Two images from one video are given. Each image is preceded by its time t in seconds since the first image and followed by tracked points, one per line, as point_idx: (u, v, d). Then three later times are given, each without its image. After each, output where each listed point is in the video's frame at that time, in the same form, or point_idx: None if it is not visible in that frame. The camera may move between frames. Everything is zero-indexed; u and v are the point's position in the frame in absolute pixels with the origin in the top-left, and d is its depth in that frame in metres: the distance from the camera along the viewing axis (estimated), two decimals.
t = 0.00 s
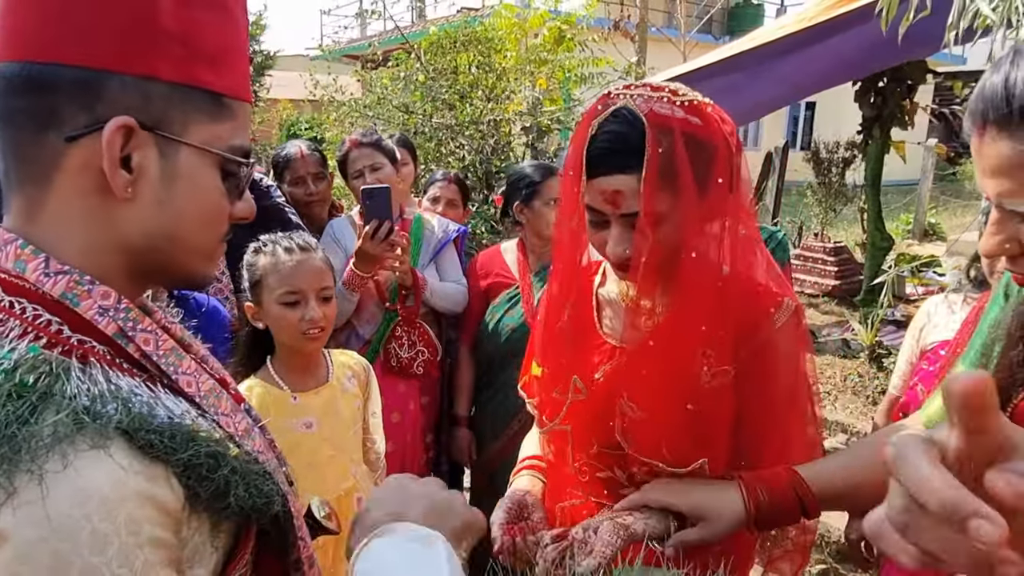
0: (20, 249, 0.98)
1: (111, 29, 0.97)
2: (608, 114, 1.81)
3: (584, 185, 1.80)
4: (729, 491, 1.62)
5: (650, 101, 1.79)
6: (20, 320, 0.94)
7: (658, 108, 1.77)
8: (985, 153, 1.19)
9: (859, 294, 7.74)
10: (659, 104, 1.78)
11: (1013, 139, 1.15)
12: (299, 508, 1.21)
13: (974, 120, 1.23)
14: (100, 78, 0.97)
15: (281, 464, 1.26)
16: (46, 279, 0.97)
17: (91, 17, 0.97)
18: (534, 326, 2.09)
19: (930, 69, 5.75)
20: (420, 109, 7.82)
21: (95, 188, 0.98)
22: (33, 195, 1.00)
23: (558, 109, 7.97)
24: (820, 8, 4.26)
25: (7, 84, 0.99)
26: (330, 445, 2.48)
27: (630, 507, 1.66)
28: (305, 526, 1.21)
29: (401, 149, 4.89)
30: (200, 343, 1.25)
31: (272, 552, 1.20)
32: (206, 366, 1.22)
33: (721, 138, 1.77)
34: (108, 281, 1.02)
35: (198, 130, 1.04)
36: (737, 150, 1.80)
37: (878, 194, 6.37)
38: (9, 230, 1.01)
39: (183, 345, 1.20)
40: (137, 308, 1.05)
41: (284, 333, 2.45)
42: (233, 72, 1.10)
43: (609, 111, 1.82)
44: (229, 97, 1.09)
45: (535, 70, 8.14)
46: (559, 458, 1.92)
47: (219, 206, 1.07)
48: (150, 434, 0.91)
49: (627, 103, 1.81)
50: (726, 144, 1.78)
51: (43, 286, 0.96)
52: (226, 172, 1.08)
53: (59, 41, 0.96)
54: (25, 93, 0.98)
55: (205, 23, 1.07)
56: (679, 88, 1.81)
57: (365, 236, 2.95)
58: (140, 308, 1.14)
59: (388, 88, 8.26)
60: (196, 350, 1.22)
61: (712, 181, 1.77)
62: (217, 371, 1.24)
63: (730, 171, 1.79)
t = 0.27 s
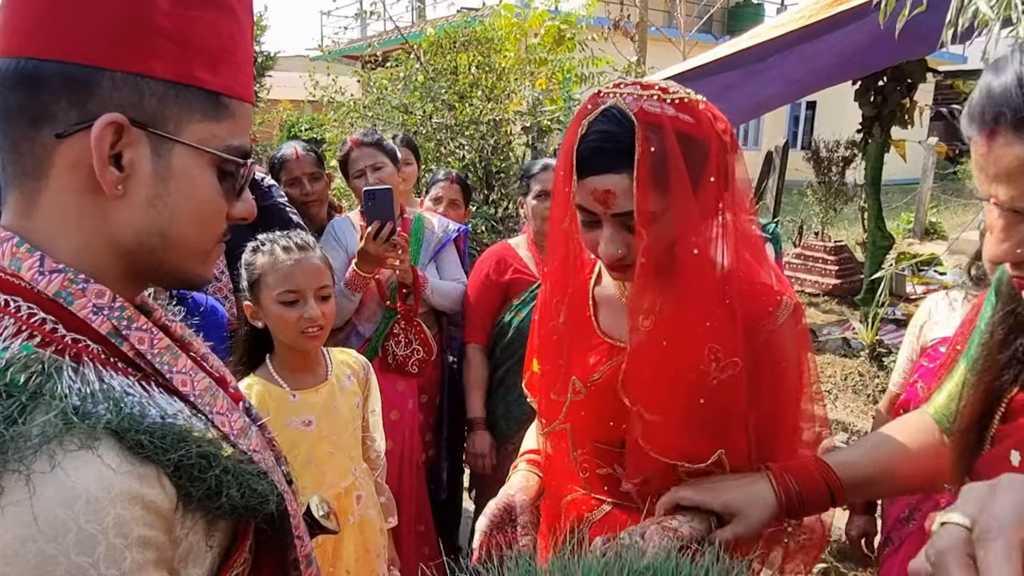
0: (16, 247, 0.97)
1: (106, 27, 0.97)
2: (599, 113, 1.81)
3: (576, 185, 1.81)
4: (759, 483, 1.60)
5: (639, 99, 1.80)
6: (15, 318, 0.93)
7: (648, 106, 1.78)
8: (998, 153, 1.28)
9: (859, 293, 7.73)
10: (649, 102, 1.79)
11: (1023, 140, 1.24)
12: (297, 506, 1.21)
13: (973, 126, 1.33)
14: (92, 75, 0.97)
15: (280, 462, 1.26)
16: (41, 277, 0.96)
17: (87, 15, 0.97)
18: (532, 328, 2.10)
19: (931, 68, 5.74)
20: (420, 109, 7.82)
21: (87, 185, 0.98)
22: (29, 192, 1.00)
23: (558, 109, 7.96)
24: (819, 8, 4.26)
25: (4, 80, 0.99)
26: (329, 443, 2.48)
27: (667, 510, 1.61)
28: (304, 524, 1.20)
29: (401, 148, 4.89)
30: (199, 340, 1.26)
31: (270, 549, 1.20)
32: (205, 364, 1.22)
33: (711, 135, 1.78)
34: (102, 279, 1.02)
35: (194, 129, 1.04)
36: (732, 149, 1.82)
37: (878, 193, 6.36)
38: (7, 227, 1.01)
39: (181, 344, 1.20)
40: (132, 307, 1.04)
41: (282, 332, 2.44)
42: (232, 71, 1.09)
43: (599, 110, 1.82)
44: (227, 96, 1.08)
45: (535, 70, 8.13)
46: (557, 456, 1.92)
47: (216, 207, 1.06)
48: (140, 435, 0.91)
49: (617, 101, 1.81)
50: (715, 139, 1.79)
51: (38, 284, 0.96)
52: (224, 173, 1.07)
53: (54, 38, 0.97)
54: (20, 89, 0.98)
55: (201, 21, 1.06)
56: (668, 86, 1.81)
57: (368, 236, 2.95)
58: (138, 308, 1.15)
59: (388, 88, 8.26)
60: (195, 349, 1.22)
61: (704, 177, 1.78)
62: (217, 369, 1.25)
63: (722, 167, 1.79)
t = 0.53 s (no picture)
0: (22, 243, 0.98)
1: (110, 24, 0.98)
2: (610, 99, 1.82)
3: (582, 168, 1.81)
4: (790, 473, 1.60)
5: (652, 87, 1.82)
6: (21, 313, 0.94)
7: (660, 95, 1.80)
8: (1006, 142, 1.23)
9: (859, 293, 7.74)
10: (660, 91, 1.81)
11: None
12: (300, 501, 1.22)
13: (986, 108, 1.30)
14: (95, 72, 0.98)
15: (283, 456, 1.27)
16: (47, 272, 0.97)
17: (91, 13, 0.98)
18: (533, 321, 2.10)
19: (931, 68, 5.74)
20: (420, 111, 7.84)
21: (90, 181, 0.99)
22: (34, 187, 1.01)
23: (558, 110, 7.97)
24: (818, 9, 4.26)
25: (10, 76, 1.00)
26: (331, 440, 2.49)
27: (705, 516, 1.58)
28: (306, 519, 1.21)
29: (403, 148, 4.90)
30: (203, 336, 1.27)
31: (273, 543, 1.21)
32: (210, 360, 1.23)
33: (720, 128, 1.80)
34: (105, 274, 1.03)
35: (196, 126, 1.04)
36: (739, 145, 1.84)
37: (878, 193, 6.37)
38: (13, 222, 1.03)
39: (186, 340, 1.21)
40: (136, 302, 1.06)
41: (286, 331, 2.45)
42: (235, 68, 1.10)
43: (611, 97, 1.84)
44: (230, 93, 1.09)
45: (535, 70, 8.14)
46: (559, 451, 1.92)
47: (219, 204, 1.07)
48: (144, 427, 0.92)
49: (630, 89, 1.83)
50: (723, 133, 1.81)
51: (44, 279, 0.97)
52: (227, 170, 1.08)
53: (58, 35, 0.98)
54: (24, 86, 0.99)
55: (203, 18, 1.06)
56: (681, 78, 1.84)
57: (376, 240, 2.97)
58: (143, 304, 1.16)
59: (388, 89, 8.28)
60: (200, 346, 1.23)
61: (710, 170, 1.80)
62: (221, 365, 1.26)
63: (728, 161, 1.81)
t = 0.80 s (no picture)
0: (27, 239, 0.99)
1: (109, 24, 0.99)
2: (634, 103, 1.82)
3: (607, 173, 1.81)
4: (802, 458, 1.62)
5: (676, 91, 1.82)
6: (26, 308, 0.95)
7: (683, 98, 1.79)
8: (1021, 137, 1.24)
9: (860, 294, 7.75)
10: (685, 95, 1.80)
11: None
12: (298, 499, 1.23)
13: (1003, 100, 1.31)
14: (94, 71, 0.99)
15: (283, 455, 1.29)
16: (50, 269, 0.98)
17: (91, 12, 0.99)
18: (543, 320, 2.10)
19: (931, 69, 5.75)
20: (421, 112, 7.86)
21: (88, 180, 1.00)
22: (38, 185, 1.02)
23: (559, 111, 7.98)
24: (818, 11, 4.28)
25: (15, 76, 1.02)
26: (333, 438, 2.51)
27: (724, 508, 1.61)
28: (304, 516, 1.22)
29: (404, 149, 4.92)
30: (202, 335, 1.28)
31: (272, 541, 1.22)
32: (209, 359, 1.25)
33: (741, 132, 1.80)
34: (106, 272, 1.05)
35: (195, 126, 1.06)
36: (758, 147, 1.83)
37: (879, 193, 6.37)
38: (17, 219, 1.04)
39: (187, 339, 1.23)
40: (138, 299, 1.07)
41: (290, 329, 2.46)
42: (236, 69, 1.11)
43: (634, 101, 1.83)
44: (230, 93, 1.11)
45: (536, 71, 8.15)
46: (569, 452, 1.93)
47: (219, 204, 1.08)
48: (148, 421, 0.93)
49: (653, 93, 1.83)
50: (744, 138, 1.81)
51: (48, 275, 0.98)
52: (227, 171, 1.09)
53: (59, 34, 0.99)
54: (27, 86, 1.01)
55: (202, 18, 1.08)
56: (705, 81, 1.83)
57: (377, 244, 2.99)
58: (146, 303, 1.17)
59: (389, 91, 8.29)
60: (199, 345, 1.25)
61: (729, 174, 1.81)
62: (221, 364, 1.28)
63: (748, 165, 1.81)
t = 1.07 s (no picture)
0: (27, 236, 1.00)
1: (113, 24, 1.00)
2: (669, 106, 1.81)
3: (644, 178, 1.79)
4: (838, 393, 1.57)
5: (711, 94, 1.82)
6: (26, 305, 0.96)
7: (720, 101, 1.79)
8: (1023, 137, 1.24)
9: (858, 295, 7.76)
10: (720, 98, 1.81)
11: None
12: (295, 500, 1.24)
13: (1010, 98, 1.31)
14: (97, 70, 0.99)
15: (280, 456, 1.29)
16: (50, 266, 0.99)
17: (96, 11, 1.00)
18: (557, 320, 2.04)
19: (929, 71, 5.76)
20: (420, 112, 7.86)
21: (90, 179, 1.01)
22: (39, 183, 1.03)
23: (558, 112, 7.99)
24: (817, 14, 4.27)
25: (16, 74, 1.02)
26: (332, 439, 2.51)
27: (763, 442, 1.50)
28: (301, 518, 1.23)
29: (403, 149, 4.92)
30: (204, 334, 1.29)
31: (269, 541, 1.23)
32: (209, 359, 1.26)
33: (774, 136, 1.81)
34: (106, 270, 1.05)
35: (197, 126, 1.06)
36: (788, 151, 1.85)
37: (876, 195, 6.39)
38: (18, 217, 1.04)
39: (187, 338, 1.23)
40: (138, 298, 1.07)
41: (295, 326, 2.46)
42: (239, 68, 1.12)
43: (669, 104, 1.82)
44: (232, 93, 1.11)
45: (535, 72, 8.15)
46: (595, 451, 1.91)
47: (221, 204, 1.09)
48: (146, 420, 0.94)
49: (688, 96, 1.83)
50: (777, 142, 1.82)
51: (48, 273, 0.99)
52: (230, 170, 1.10)
53: (62, 33, 1.00)
54: (28, 84, 1.01)
55: (205, 18, 1.08)
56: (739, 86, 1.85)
57: (376, 244, 2.99)
58: (146, 301, 1.18)
59: (388, 91, 8.29)
60: (200, 344, 1.26)
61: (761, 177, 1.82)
62: (221, 364, 1.28)
63: (779, 168, 1.83)
